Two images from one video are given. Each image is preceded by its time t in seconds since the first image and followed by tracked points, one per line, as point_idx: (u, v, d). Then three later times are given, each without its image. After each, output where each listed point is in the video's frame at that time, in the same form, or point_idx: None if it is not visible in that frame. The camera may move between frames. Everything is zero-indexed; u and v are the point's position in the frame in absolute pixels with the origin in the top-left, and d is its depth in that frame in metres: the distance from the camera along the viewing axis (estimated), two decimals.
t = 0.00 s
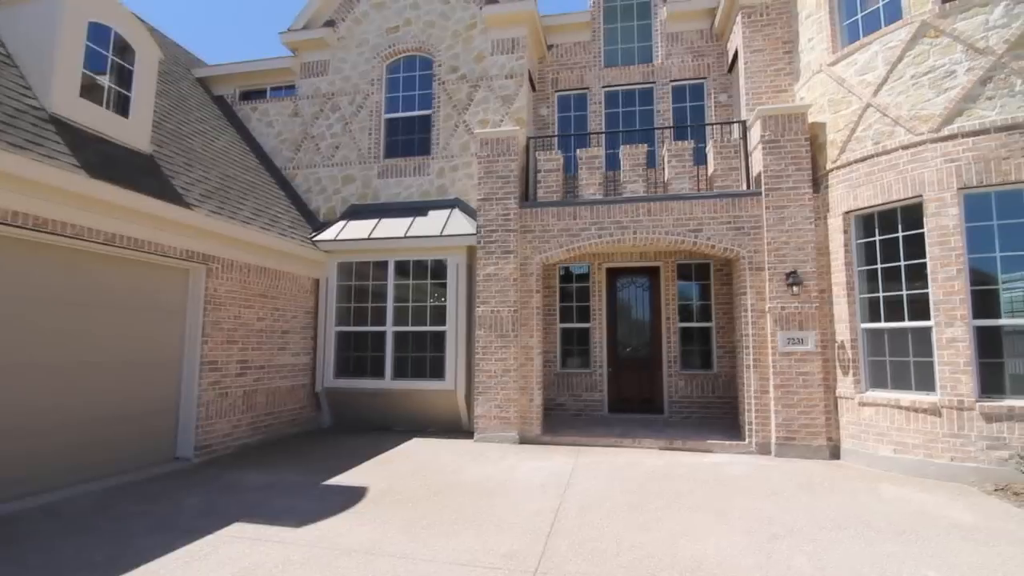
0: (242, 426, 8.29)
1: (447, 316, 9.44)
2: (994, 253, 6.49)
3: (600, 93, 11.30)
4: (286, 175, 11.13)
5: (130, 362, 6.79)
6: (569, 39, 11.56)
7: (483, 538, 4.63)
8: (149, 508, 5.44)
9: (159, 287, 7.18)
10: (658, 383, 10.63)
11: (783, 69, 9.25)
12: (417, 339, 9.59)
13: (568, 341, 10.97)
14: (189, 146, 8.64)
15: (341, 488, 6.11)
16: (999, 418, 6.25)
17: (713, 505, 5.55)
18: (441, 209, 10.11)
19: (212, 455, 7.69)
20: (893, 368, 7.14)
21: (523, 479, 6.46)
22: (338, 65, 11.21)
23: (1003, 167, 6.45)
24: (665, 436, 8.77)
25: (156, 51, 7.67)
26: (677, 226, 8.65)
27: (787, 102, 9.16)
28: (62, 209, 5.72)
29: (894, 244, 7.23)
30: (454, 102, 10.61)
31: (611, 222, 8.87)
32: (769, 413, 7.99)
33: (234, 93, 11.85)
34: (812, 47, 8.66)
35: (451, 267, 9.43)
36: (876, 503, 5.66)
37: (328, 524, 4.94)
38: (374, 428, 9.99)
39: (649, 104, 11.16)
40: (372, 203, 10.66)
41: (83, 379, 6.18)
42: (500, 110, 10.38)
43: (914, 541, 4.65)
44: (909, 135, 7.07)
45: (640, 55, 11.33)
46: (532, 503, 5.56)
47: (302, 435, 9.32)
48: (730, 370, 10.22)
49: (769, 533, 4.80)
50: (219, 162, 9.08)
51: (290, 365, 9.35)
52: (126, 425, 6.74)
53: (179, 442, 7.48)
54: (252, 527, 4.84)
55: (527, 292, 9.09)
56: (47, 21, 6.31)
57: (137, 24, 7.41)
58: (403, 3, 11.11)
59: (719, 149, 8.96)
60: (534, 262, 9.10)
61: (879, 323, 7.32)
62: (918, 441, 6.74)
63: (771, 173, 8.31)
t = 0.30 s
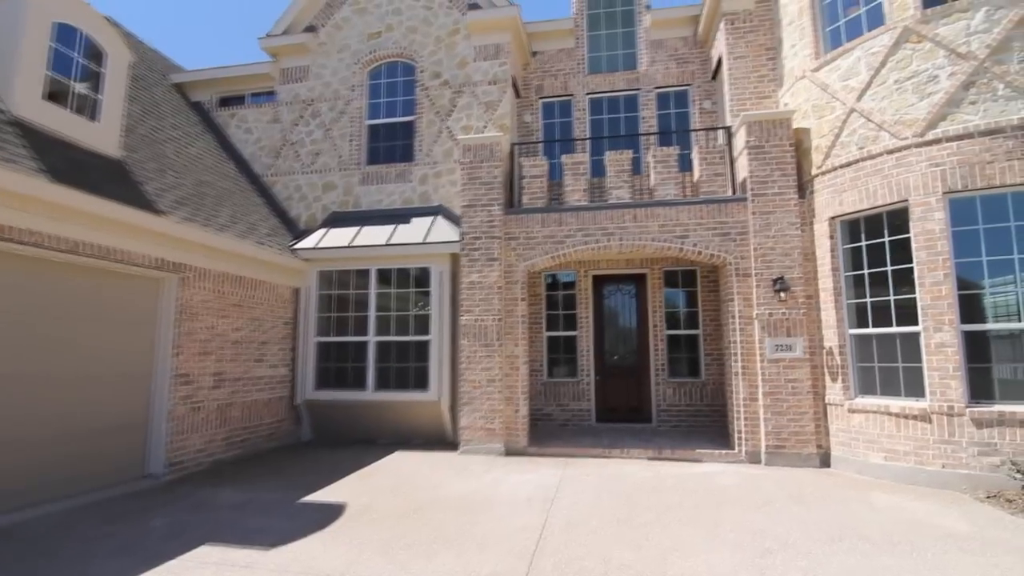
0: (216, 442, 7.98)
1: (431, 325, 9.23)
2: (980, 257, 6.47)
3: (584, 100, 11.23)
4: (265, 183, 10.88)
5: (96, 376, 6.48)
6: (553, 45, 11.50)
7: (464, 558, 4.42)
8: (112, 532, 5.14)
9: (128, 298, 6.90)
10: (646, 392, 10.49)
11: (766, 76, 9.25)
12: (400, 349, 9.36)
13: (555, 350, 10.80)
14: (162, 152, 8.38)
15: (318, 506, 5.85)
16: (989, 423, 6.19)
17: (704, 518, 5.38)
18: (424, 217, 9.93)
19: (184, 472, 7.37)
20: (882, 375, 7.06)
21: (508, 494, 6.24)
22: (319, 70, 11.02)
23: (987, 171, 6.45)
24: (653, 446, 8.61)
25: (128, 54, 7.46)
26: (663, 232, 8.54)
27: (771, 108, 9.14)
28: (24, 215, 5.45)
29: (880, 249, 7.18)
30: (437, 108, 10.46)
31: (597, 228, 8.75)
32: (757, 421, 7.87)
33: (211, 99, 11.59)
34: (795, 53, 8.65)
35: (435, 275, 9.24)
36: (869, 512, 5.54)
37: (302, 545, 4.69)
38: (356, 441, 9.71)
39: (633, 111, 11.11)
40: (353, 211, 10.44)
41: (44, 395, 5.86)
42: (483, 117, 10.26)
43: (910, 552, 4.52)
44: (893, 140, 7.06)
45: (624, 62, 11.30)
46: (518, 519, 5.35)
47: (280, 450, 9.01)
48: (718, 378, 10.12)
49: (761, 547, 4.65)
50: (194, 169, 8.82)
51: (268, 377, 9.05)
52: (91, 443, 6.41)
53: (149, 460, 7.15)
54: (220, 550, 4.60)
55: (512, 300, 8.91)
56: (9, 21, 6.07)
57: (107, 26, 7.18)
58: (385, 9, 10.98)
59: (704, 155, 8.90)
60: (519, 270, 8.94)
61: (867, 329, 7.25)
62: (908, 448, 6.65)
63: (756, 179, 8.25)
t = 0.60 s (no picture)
0: (197, 453, 7.71)
1: (419, 331, 9.02)
2: (977, 257, 6.37)
3: (575, 102, 11.11)
4: (250, 187, 10.65)
5: (69, 386, 6.21)
6: (543, 48, 11.39)
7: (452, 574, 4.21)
8: (81, 550, 4.88)
9: (103, 304, 6.64)
10: (640, 398, 10.32)
11: (758, 77, 9.17)
12: (388, 356, 9.14)
13: (547, 355, 10.62)
14: (140, 154, 8.14)
15: (300, 520, 5.62)
16: (989, 427, 6.07)
17: (701, 528, 5.20)
18: (412, 220, 9.74)
19: (162, 486, 7.10)
20: (879, 378, 6.93)
21: (498, 504, 6.03)
22: (305, 73, 10.84)
23: (983, 170, 6.36)
24: (648, 453, 8.43)
25: (103, 52, 7.25)
26: (655, 235, 8.40)
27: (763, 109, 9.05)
28: None
29: (876, 250, 7.07)
30: (425, 110, 10.30)
31: (588, 231, 8.59)
32: (753, 427, 7.72)
33: (195, 102, 11.35)
34: (786, 54, 8.57)
35: (423, 280, 9.04)
36: (869, 520, 5.39)
37: (280, 563, 4.46)
38: (343, 451, 9.46)
39: (624, 113, 11.00)
40: (340, 215, 10.23)
41: (11, 406, 5.59)
42: (472, 119, 10.10)
43: (914, 562, 4.36)
44: (887, 140, 6.96)
45: (614, 64, 11.19)
46: (508, 531, 5.15)
47: (265, 461, 8.74)
48: (712, 383, 9.97)
49: (761, 559, 4.47)
50: (174, 172, 8.58)
51: (252, 386, 8.79)
52: (63, 456, 6.13)
53: (126, 473, 6.87)
54: (194, 569, 4.36)
55: (502, 305, 8.72)
56: None
57: (81, 23, 6.97)
58: (372, 10, 10.82)
59: (696, 156, 8.78)
60: (509, 274, 8.76)
61: (863, 331, 7.12)
62: (907, 453, 6.52)
63: (749, 180, 8.13)
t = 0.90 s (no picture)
0: (181, 462, 7.48)
1: (412, 335, 8.82)
2: (982, 258, 6.21)
3: (570, 103, 10.96)
4: (239, 188, 10.44)
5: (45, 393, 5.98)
6: (537, 48, 11.24)
7: None
8: (52, 565, 4.66)
9: (82, 308, 6.42)
10: (637, 402, 10.13)
11: (755, 76, 9.03)
12: (380, 360, 8.92)
13: (542, 360, 10.42)
14: (124, 155, 7.93)
15: (284, 532, 5.40)
16: (997, 432, 5.90)
17: (702, 539, 5.00)
18: (404, 222, 9.54)
19: (144, 496, 6.86)
20: (882, 382, 6.76)
21: (492, 514, 5.82)
22: (295, 73, 10.66)
23: (987, 169, 6.22)
24: (646, 460, 8.23)
25: (84, 48, 7.08)
26: (652, 236, 8.22)
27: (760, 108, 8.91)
28: None
29: (878, 251, 6.91)
30: (418, 111, 10.12)
31: (584, 233, 8.41)
32: (753, 432, 7.53)
33: (183, 103, 11.15)
34: (784, 52, 8.44)
35: (416, 283, 8.84)
36: (875, 529, 5.20)
37: None
38: (333, 459, 9.23)
39: (620, 114, 10.85)
40: (331, 217, 10.03)
41: None
42: (466, 119, 9.93)
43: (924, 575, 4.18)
44: (888, 138, 6.82)
45: (610, 64, 11.05)
46: (502, 544, 4.94)
47: (253, 469, 8.50)
48: (710, 387, 9.79)
49: (765, 572, 4.27)
50: (159, 173, 8.38)
51: (239, 392, 8.57)
52: (39, 465, 5.90)
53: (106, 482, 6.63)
54: None
55: (496, 308, 8.53)
56: None
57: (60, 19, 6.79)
58: (363, 9, 10.66)
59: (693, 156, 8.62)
60: (503, 276, 8.57)
61: (865, 334, 6.95)
62: (912, 459, 6.34)
63: (747, 180, 7.97)
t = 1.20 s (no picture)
0: (170, 467, 7.28)
1: (408, 337, 8.63)
2: (994, 258, 6.03)
3: (569, 101, 10.79)
4: (233, 188, 10.27)
5: (27, 396, 5.78)
6: (536, 46, 11.07)
7: None
8: None
9: (67, 309, 6.23)
10: (638, 406, 9.93)
11: (758, 73, 8.86)
12: (375, 363, 8.73)
13: (541, 363, 10.22)
14: (113, 152, 7.75)
15: (273, 541, 5.21)
16: (1011, 438, 5.71)
17: (707, 550, 4.80)
18: (401, 222, 9.36)
19: (131, 503, 6.67)
20: (891, 386, 6.57)
21: (488, 523, 5.63)
22: (290, 71, 10.49)
23: (998, 166, 6.04)
24: (647, 465, 8.03)
25: (69, 43, 6.94)
26: (653, 236, 8.04)
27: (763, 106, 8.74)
28: None
29: (885, 251, 6.72)
30: (414, 109, 9.95)
31: (584, 233, 8.23)
32: (757, 437, 7.33)
33: (177, 101, 10.98)
34: (788, 49, 8.27)
35: (412, 284, 8.65)
36: (887, 539, 5.00)
37: None
38: (328, 463, 9.03)
39: (620, 113, 10.69)
40: (326, 217, 9.85)
41: None
42: (463, 117, 9.76)
43: None
44: (895, 135, 6.64)
45: (609, 62, 10.88)
46: (498, 554, 4.75)
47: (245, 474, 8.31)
48: (713, 391, 9.59)
49: None
50: (150, 171, 8.20)
51: (231, 396, 8.37)
52: (20, 472, 5.70)
53: (92, 488, 6.42)
54: None
55: (494, 309, 8.35)
56: None
57: (46, 13, 6.65)
58: (359, 7, 10.50)
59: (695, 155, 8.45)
60: (501, 277, 8.39)
61: (872, 336, 6.76)
62: (923, 466, 6.14)
63: (750, 179, 7.79)
